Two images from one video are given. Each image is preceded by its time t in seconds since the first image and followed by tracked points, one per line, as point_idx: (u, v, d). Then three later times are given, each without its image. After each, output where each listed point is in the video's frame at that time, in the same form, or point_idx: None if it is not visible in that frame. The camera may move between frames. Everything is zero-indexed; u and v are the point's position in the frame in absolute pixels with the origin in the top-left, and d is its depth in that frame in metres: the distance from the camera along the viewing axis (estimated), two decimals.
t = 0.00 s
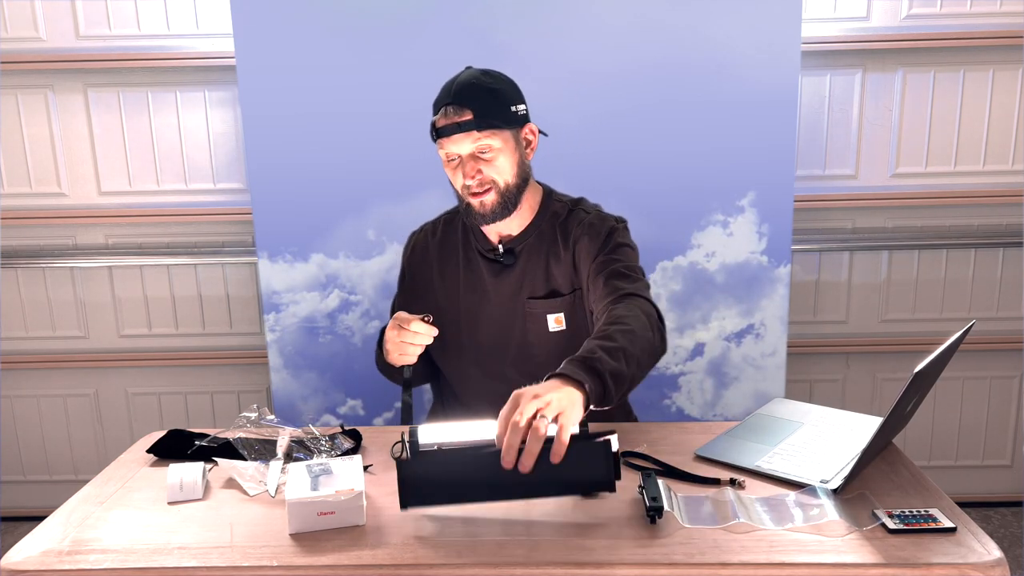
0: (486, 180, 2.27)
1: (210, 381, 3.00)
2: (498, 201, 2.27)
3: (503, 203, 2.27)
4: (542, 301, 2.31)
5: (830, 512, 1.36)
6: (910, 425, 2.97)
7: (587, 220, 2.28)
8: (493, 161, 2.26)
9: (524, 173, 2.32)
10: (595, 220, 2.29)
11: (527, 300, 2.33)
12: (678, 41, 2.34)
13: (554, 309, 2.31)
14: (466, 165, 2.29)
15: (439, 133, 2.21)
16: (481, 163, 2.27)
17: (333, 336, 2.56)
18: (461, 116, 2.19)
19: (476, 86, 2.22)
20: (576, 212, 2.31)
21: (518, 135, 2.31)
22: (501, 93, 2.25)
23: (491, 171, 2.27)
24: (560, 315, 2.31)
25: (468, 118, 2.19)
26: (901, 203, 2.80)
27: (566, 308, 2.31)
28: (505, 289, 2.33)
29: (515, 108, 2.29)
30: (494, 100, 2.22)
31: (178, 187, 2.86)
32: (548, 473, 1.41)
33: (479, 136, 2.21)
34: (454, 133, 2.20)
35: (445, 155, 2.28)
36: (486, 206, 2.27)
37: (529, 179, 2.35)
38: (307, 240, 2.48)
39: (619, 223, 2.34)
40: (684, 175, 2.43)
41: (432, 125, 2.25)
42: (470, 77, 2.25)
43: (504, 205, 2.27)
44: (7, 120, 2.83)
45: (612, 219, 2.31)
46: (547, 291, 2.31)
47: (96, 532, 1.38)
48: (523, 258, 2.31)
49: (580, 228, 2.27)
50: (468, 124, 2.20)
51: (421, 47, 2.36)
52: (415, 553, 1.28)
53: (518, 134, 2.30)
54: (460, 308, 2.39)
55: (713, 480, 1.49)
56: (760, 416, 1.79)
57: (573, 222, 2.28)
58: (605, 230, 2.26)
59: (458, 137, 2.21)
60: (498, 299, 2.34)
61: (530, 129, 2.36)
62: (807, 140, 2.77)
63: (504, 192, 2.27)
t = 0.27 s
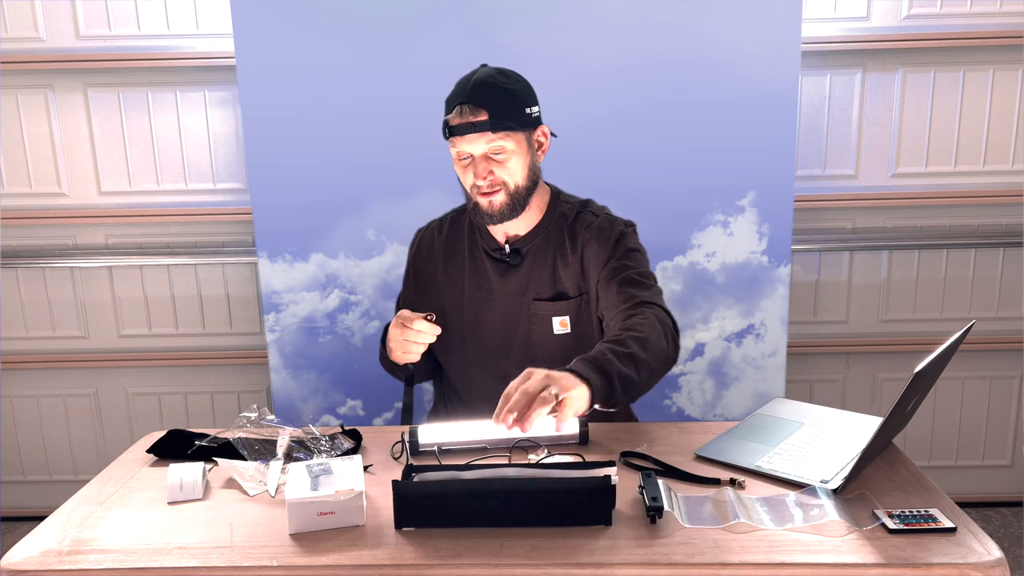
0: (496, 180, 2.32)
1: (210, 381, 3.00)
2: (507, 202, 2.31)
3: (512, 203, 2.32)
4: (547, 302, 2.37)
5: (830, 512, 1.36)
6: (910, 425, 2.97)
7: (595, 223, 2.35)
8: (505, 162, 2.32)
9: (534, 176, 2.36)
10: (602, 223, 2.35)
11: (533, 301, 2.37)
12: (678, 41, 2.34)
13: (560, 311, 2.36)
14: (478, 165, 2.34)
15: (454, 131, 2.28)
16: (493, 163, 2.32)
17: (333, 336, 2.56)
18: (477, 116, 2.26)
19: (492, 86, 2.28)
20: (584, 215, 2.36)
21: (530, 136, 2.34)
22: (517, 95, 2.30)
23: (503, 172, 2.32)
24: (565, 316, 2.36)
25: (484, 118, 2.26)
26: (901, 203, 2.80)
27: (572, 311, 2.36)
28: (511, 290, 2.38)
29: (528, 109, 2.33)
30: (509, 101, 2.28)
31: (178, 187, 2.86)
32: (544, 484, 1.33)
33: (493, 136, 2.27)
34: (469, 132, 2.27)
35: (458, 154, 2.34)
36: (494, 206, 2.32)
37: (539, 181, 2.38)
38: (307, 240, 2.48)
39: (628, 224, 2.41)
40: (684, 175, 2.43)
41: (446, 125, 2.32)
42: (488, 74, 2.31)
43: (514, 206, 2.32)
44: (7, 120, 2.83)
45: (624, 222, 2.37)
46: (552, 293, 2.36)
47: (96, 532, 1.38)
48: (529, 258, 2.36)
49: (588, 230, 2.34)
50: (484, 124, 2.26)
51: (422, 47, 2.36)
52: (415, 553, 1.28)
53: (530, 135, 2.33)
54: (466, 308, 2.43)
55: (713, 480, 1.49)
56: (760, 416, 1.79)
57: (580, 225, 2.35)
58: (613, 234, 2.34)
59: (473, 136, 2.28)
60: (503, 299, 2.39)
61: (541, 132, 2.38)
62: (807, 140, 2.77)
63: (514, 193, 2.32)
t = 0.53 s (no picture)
0: (514, 182, 2.39)
1: (211, 381, 3.00)
2: (524, 203, 2.40)
3: (529, 203, 2.40)
4: (562, 305, 2.46)
5: (830, 511, 1.36)
6: (910, 425, 2.97)
7: (609, 229, 2.45)
8: (523, 164, 2.38)
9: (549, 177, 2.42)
10: (616, 229, 2.46)
11: (547, 304, 2.46)
12: (678, 41, 2.34)
13: (575, 313, 2.47)
14: (494, 167, 2.40)
15: (472, 134, 2.36)
16: (510, 166, 2.39)
17: (333, 336, 2.56)
18: (494, 120, 2.34)
19: (507, 89, 2.33)
20: (596, 219, 2.45)
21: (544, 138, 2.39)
22: (532, 97, 2.35)
23: (519, 174, 2.38)
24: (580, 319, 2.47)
25: (502, 122, 2.34)
26: (900, 203, 2.80)
27: (586, 314, 2.47)
28: (524, 292, 2.46)
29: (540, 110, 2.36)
30: (526, 103, 2.34)
31: (178, 187, 2.86)
32: (545, 484, 1.33)
33: (511, 140, 2.35)
34: (487, 135, 2.35)
35: (473, 155, 2.39)
36: (512, 207, 2.40)
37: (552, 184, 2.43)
38: (307, 240, 2.48)
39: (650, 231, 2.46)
40: (684, 175, 2.43)
41: (461, 127, 2.38)
42: (499, 76, 2.34)
43: (530, 206, 2.41)
44: (8, 120, 2.83)
45: (644, 230, 2.46)
46: (567, 296, 2.46)
47: (96, 532, 1.38)
48: (542, 261, 2.44)
49: (604, 237, 2.45)
50: (502, 127, 2.34)
51: (422, 47, 2.36)
52: (415, 553, 1.28)
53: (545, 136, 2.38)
54: (477, 309, 2.48)
55: (713, 480, 1.49)
56: (760, 415, 1.79)
57: (595, 231, 2.44)
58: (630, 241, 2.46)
59: (490, 138, 2.35)
60: (516, 301, 2.46)
61: (553, 132, 2.40)
62: (807, 140, 2.77)
63: (529, 194, 2.40)
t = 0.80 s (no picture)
0: (539, 183, 2.40)
1: (211, 381, 3.00)
2: (546, 205, 2.41)
3: (550, 205, 2.42)
4: (575, 308, 2.47)
5: (831, 512, 1.36)
6: (910, 425, 2.97)
7: (624, 238, 2.46)
8: (549, 166, 2.39)
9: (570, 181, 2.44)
10: (631, 237, 2.47)
11: (560, 306, 2.47)
12: (678, 41, 2.34)
13: (588, 318, 2.47)
14: (518, 167, 2.41)
15: (500, 132, 2.36)
16: (536, 168, 2.40)
17: (333, 336, 2.56)
18: (527, 120, 2.35)
19: (540, 90, 2.34)
20: (612, 223, 2.46)
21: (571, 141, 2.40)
22: (561, 100, 2.36)
23: (545, 175, 2.40)
24: (593, 325, 2.48)
25: (535, 122, 2.34)
26: (900, 203, 2.80)
27: (599, 319, 2.48)
28: (539, 293, 2.46)
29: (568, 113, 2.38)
30: (556, 106, 2.35)
31: (178, 187, 2.86)
32: (547, 485, 1.33)
33: (540, 142, 2.36)
34: (516, 135, 2.36)
35: (500, 154, 2.40)
36: (533, 208, 2.42)
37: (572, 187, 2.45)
38: (307, 239, 2.48)
39: (652, 241, 2.47)
40: (684, 175, 2.43)
41: (490, 125, 2.38)
42: (531, 77, 2.35)
43: (551, 208, 2.42)
44: (8, 120, 2.84)
45: (648, 246, 2.47)
46: (581, 300, 2.47)
47: (96, 532, 1.38)
48: (557, 262, 2.45)
49: (620, 245, 2.46)
50: (533, 128, 2.35)
51: (422, 47, 2.36)
52: (415, 553, 1.28)
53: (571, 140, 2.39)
54: (490, 309, 2.47)
55: (713, 480, 1.49)
56: (760, 416, 1.79)
57: (610, 238, 2.46)
58: (643, 253, 2.47)
59: (519, 139, 2.37)
60: (530, 302, 2.47)
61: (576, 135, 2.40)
62: (807, 140, 2.77)
63: (553, 195, 2.42)
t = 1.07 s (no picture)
0: (551, 185, 2.36)
1: (211, 381, 3.00)
2: (557, 207, 2.38)
3: (563, 207, 2.38)
4: (587, 308, 2.45)
5: (831, 512, 1.36)
6: (910, 425, 2.97)
7: (639, 240, 2.45)
8: (563, 168, 2.35)
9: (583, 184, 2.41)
10: (647, 239, 2.46)
11: (572, 306, 2.45)
12: (678, 41, 2.34)
13: (599, 318, 2.46)
14: (533, 168, 2.36)
15: (516, 134, 2.32)
16: (550, 169, 2.36)
17: (333, 336, 2.56)
18: (541, 122, 2.30)
19: (557, 91, 2.30)
20: (625, 224, 2.45)
21: (585, 144, 2.37)
22: (579, 102, 2.33)
23: (558, 178, 2.36)
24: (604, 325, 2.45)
25: (551, 125, 2.29)
26: (900, 203, 2.80)
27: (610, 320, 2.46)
28: (551, 292, 2.45)
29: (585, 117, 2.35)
30: (572, 108, 2.31)
31: (178, 187, 2.86)
32: (548, 485, 1.33)
33: (555, 144, 2.31)
34: (531, 137, 2.31)
35: (514, 155, 2.36)
36: (546, 209, 2.38)
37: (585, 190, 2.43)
38: (307, 239, 2.48)
39: (665, 245, 2.47)
40: (684, 175, 2.43)
41: (506, 125, 2.34)
42: (549, 77, 2.32)
43: (563, 209, 2.39)
44: (8, 121, 2.83)
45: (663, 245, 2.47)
46: (594, 299, 2.45)
47: (96, 532, 1.38)
48: (571, 261, 2.44)
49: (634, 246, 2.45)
50: (548, 130, 2.30)
51: (422, 47, 2.36)
52: (415, 553, 1.28)
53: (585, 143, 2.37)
54: (501, 307, 2.46)
55: (713, 480, 1.49)
56: (760, 416, 1.79)
57: (625, 239, 2.45)
58: (657, 255, 2.47)
59: (534, 141, 2.31)
60: (542, 300, 2.45)
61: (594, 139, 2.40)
62: (807, 140, 2.77)
63: (564, 198, 2.39)
